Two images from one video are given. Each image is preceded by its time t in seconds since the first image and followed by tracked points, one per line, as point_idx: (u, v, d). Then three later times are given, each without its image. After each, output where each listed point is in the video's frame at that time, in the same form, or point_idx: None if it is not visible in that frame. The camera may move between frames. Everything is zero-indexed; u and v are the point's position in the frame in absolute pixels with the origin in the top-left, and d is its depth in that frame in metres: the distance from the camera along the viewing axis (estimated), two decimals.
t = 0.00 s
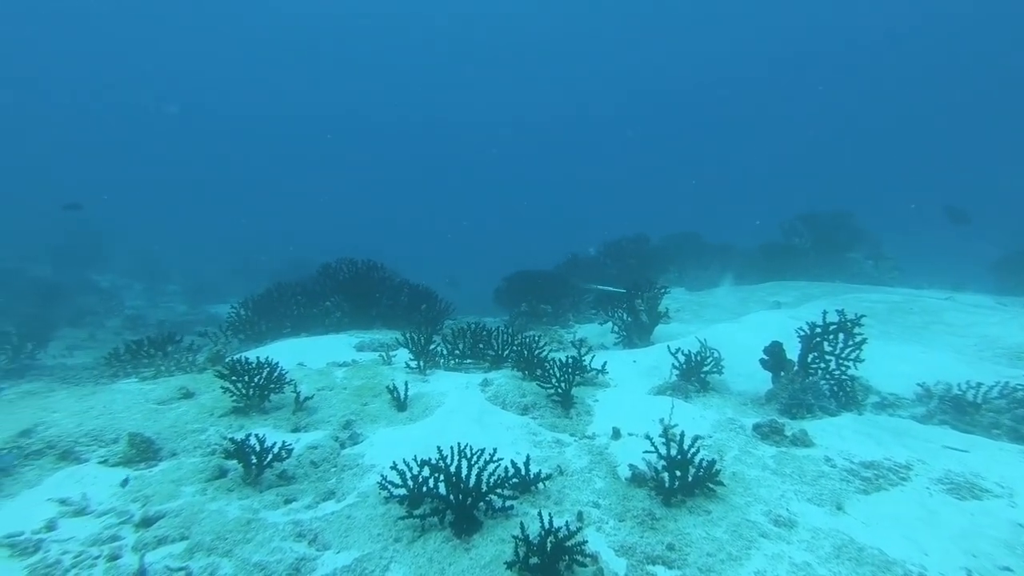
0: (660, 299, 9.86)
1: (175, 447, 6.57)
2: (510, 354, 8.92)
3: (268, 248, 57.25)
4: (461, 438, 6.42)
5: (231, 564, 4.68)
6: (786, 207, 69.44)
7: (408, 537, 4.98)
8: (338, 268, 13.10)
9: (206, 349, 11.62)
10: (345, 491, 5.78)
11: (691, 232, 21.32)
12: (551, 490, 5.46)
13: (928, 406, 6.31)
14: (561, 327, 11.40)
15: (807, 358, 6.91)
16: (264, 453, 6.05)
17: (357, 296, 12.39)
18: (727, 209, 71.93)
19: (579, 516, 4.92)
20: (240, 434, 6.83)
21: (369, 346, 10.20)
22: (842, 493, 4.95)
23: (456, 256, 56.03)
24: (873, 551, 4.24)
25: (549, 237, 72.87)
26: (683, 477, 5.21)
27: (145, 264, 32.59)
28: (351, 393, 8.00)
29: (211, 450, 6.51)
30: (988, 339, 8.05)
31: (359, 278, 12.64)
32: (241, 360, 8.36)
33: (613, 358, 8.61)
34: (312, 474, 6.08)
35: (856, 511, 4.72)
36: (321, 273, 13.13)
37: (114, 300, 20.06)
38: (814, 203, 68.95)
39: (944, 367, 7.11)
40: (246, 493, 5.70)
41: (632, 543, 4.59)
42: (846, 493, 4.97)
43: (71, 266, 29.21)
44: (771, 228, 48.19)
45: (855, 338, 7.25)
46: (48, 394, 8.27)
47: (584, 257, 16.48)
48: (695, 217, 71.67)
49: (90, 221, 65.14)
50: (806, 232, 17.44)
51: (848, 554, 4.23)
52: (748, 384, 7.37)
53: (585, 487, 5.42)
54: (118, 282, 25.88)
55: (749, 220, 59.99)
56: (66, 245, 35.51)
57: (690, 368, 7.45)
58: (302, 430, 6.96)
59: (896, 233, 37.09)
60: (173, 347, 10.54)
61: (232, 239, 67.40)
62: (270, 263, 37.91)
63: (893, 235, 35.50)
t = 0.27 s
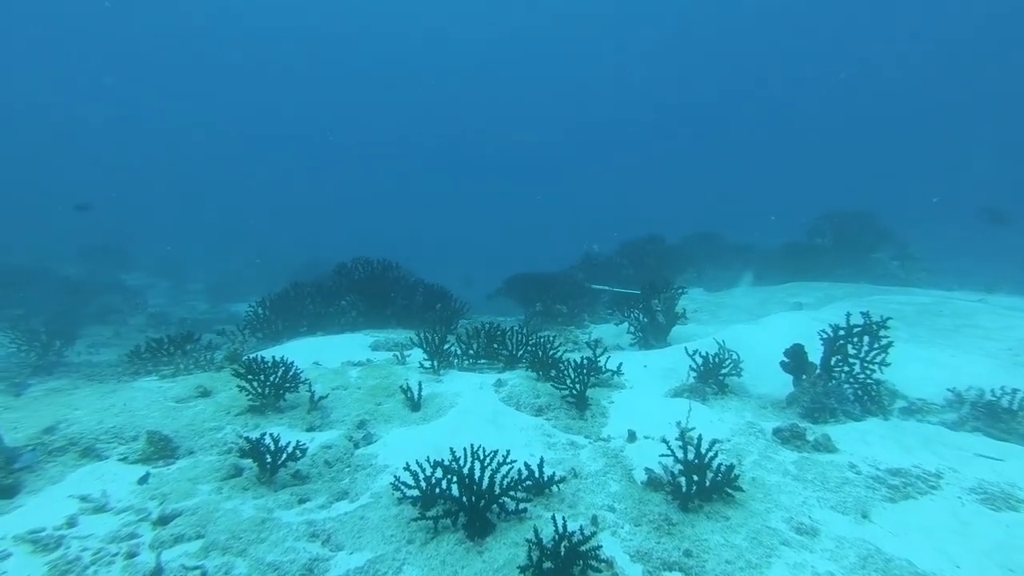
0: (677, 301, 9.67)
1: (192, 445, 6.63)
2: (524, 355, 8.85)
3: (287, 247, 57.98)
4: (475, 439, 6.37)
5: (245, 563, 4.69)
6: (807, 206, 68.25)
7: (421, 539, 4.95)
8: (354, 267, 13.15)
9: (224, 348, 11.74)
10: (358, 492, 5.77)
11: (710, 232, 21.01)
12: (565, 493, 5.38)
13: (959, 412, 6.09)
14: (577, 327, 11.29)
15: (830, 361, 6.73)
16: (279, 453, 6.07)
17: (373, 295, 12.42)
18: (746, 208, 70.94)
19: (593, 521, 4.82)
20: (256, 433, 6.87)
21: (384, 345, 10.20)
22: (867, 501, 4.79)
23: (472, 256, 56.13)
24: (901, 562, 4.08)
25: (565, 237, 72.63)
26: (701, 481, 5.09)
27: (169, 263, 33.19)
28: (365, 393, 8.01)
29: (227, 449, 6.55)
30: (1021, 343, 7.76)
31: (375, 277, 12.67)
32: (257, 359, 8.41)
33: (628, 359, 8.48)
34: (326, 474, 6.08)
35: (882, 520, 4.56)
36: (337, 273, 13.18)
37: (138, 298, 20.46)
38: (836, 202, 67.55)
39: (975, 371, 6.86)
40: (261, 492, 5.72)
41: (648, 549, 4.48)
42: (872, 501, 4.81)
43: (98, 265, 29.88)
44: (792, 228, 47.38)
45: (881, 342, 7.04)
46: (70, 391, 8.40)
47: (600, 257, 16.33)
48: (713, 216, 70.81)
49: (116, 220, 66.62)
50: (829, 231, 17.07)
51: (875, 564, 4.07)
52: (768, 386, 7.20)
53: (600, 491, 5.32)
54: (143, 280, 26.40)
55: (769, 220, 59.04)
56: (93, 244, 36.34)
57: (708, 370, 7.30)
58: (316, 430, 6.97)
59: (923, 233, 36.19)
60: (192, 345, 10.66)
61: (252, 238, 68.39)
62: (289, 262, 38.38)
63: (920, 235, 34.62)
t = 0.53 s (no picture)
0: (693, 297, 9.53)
1: (205, 441, 6.65)
2: (536, 353, 8.76)
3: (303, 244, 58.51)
4: (485, 437, 6.31)
5: (255, 560, 4.68)
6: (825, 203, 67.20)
7: (431, 538, 4.90)
8: (366, 265, 13.16)
9: (238, 344, 11.83)
10: (368, 489, 5.74)
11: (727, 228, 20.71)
12: (576, 493, 5.29)
13: (987, 413, 5.89)
14: (590, 325, 11.17)
15: (850, 360, 6.56)
16: (289, 450, 6.07)
17: (385, 293, 12.41)
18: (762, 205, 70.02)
19: (605, 521, 4.72)
20: (267, 430, 6.88)
21: (396, 342, 10.18)
22: (890, 505, 4.63)
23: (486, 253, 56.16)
24: (926, 568, 3.92)
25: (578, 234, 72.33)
26: (717, 482, 4.96)
27: (187, 261, 33.65)
28: (376, 390, 7.99)
29: (239, 445, 6.57)
30: None
31: (387, 274, 12.67)
32: (270, 355, 8.43)
33: (642, 357, 8.36)
34: (336, 472, 6.07)
35: (906, 525, 4.40)
36: (349, 270, 13.20)
37: (158, 295, 20.76)
38: (856, 198, 66.27)
39: (1004, 371, 6.63)
40: (271, 489, 5.72)
41: (662, 551, 4.37)
42: (895, 504, 4.65)
43: (119, 262, 30.40)
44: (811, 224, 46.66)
45: (904, 339, 6.84)
46: (88, 386, 8.51)
47: (614, 254, 16.17)
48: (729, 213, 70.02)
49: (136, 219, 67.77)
50: (849, 228, 16.72)
51: (899, 570, 3.92)
52: (786, 386, 7.04)
53: (612, 491, 5.22)
54: (162, 278, 26.78)
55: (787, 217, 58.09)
56: (114, 242, 36.98)
57: (724, 369, 7.16)
58: (327, 427, 6.96)
59: (947, 229, 35.38)
60: (207, 341, 10.75)
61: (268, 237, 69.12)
62: (305, 260, 38.71)
63: (943, 232, 33.85)
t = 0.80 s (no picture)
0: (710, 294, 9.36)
1: (220, 438, 6.68)
2: (549, 350, 8.67)
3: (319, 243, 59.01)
4: (498, 435, 6.25)
5: (268, 557, 4.67)
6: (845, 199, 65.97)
7: (443, 536, 4.85)
8: (380, 262, 13.18)
9: (254, 341, 11.92)
10: (381, 487, 5.72)
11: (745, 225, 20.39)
12: (591, 492, 5.20)
13: (1020, 414, 5.67)
14: (604, 322, 11.05)
15: (874, 359, 6.39)
16: (302, 447, 6.06)
17: (398, 290, 12.40)
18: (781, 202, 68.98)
19: (620, 521, 4.62)
20: (280, 426, 6.89)
21: (409, 340, 10.15)
22: (918, 508, 4.47)
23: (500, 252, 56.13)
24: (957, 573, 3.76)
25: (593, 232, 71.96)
26: (736, 483, 4.83)
27: (207, 260, 34.11)
28: (389, 387, 7.97)
29: (254, 442, 6.59)
30: None
31: (400, 272, 12.67)
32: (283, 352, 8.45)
33: (657, 355, 8.23)
34: (349, 469, 6.05)
35: (935, 529, 4.24)
36: (363, 268, 13.21)
37: (177, 293, 21.06)
38: (878, 194, 64.89)
39: None
40: (285, 486, 5.72)
41: (679, 552, 4.25)
42: (923, 508, 4.48)
43: (140, 261, 30.90)
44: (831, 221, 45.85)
45: (932, 338, 6.64)
46: (107, 382, 8.61)
47: (629, 251, 16.00)
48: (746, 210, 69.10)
49: (156, 218, 68.93)
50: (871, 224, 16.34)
51: None
52: (806, 384, 6.88)
53: (628, 491, 5.12)
54: (182, 276, 27.18)
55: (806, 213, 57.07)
56: (136, 241, 37.64)
57: (742, 366, 7.01)
58: (340, 424, 6.96)
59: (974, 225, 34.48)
60: (223, 338, 10.85)
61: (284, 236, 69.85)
62: (322, 258, 39.00)
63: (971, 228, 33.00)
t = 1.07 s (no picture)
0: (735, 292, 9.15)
1: (244, 433, 6.75)
2: (570, 348, 8.56)
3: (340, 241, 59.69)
4: (519, 434, 6.19)
5: (291, 552, 4.69)
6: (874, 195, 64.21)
7: (465, 535, 4.81)
8: (400, 260, 13.21)
9: (277, 338, 12.06)
10: (402, 484, 5.71)
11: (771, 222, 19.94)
12: (615, 492, 5.10)
13: None
14: (626, 320, 10.89)
15: (913, 360, 6.18)
16: (324, 443, 6.08)
17: (418, 288, 12.41)
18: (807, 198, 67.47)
19: (646, 523, 4.51)
20: (303, 422, 6.94)
21: (429, 337, 10.14)
22: (964, 516, 4.26)
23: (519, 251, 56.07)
24: None
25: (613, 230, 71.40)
26: (767, 485, 4.68)
27: (232, 258, 34.74)
28: (409, 384, 7.97)
29: (277, 437, 6.64)
30: None
31: (421, 269, 12.67)
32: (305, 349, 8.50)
33: (681, 354, 8.07)
34: (370, 466, 6.06)
35: (983, 538, 4.03)
36: (384, 265, 13.26)
37: (204, 291, 21.47)
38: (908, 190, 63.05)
39: None
40: (307, 482, 5.75)
41: (708, 556, 4.13)
42: (970, 515, 4.27)
43: (169, 259, 31.62)
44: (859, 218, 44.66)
45: (978, 338, 6.37)
46: (136, 377, 8.78)
47: (651, 249, 15.78)
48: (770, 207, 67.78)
49: (183, 217, 70.46)
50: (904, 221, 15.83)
51: None
52: (839, 384, 6.66)
53: (653, 492, 5.01)
54: (209, 274, 27.69)
55: (833, 210, 55.70)
56: (164, 240, 38.55)
57: (771, 365, 6.83)
58: (362, 421, 6.97)
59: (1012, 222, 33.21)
60: (247, 334, 10.99)
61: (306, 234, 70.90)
62: (343, 256, 39.40)
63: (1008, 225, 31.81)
